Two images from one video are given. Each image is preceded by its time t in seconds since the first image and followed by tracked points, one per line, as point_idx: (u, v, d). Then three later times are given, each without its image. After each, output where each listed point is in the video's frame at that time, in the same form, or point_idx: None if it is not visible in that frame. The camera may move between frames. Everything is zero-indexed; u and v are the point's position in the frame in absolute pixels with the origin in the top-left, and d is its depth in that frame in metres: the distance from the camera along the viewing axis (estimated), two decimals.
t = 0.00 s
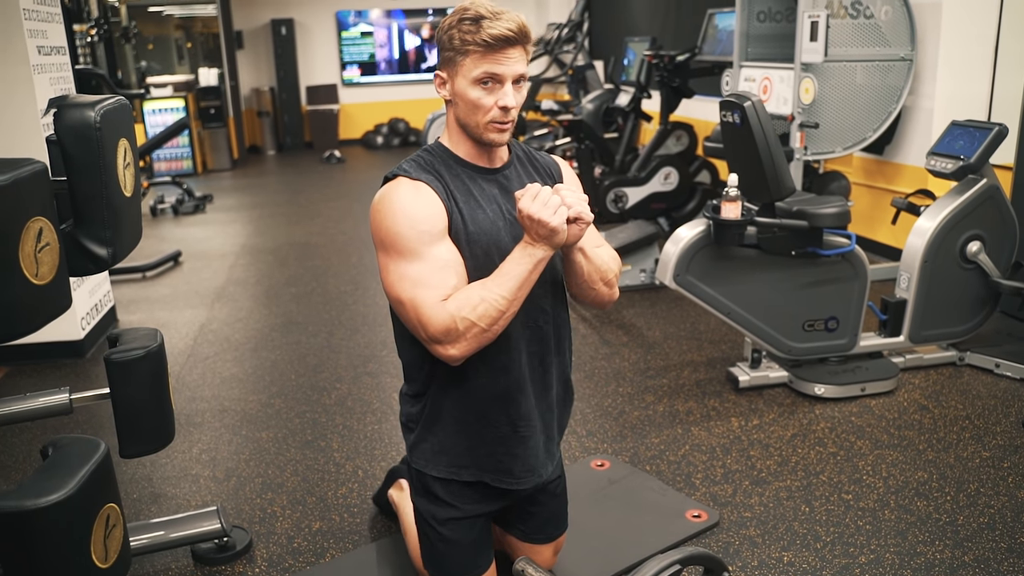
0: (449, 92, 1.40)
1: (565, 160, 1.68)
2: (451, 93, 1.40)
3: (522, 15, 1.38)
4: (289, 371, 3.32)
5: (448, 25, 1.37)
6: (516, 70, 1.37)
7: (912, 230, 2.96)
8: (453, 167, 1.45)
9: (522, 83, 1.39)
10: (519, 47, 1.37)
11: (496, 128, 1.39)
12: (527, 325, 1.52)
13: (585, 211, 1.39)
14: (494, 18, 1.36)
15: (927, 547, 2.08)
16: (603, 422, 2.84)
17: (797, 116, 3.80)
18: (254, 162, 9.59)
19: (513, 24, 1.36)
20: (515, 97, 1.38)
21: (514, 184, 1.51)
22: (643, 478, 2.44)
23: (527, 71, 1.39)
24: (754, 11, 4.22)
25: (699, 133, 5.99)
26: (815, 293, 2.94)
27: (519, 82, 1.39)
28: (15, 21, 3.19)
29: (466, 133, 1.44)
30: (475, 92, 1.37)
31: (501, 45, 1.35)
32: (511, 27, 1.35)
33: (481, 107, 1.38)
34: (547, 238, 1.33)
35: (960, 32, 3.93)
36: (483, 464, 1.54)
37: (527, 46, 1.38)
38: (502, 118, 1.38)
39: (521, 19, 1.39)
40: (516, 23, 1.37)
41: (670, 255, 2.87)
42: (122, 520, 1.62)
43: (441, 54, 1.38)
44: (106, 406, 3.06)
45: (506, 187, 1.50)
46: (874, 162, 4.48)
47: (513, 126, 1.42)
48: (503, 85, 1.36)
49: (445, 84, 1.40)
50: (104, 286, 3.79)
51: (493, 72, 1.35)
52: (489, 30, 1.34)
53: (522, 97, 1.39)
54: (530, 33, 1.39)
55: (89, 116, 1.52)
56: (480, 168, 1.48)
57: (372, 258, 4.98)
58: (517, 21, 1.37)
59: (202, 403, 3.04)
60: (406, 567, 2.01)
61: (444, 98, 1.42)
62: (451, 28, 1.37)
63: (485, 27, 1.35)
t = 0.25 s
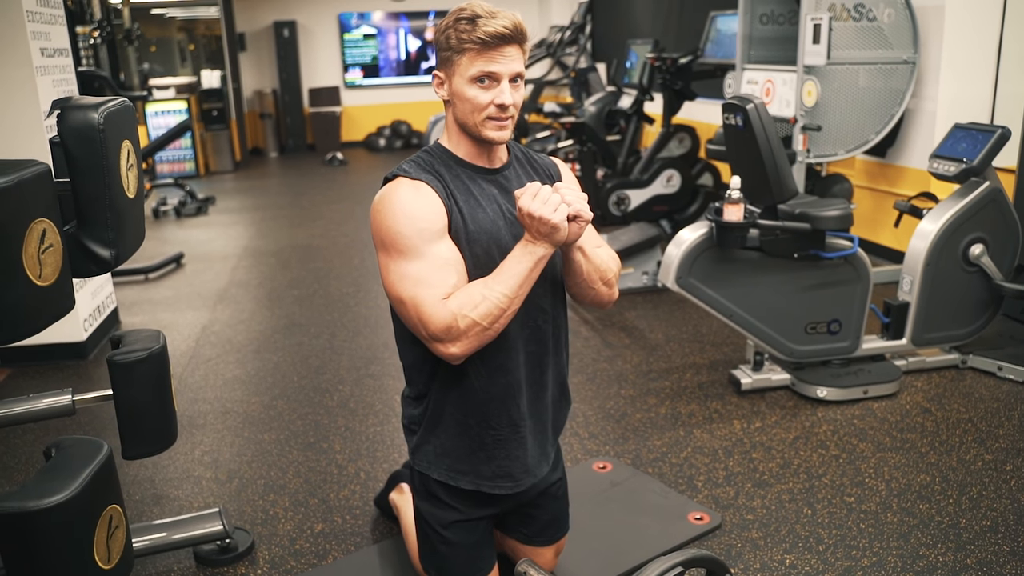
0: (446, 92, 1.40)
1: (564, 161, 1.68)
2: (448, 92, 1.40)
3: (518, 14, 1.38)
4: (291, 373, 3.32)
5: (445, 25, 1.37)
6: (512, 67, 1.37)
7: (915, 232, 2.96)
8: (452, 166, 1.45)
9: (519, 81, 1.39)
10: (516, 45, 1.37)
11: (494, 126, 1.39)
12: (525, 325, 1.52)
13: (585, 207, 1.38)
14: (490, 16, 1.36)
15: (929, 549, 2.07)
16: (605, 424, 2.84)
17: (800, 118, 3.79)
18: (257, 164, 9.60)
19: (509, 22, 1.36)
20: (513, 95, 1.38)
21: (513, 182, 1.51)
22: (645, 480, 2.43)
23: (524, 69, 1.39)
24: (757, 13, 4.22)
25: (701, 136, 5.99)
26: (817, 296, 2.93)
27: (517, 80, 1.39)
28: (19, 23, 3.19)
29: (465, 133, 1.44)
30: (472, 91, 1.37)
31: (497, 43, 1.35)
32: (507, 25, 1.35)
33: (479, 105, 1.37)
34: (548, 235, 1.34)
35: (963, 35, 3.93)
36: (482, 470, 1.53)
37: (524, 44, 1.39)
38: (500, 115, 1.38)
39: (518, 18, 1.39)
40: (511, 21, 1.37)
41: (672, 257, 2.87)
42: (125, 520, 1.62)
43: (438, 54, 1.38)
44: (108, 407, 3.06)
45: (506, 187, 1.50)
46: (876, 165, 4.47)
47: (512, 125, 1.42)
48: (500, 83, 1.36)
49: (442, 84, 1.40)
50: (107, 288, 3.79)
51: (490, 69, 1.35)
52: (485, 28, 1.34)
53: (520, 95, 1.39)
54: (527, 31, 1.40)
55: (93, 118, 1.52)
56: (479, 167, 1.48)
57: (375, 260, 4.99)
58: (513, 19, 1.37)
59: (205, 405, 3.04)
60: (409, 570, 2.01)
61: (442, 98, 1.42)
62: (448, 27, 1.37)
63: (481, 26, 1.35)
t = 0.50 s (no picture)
0: (446, 90, 1.40)
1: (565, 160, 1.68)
2: (448, 91, 1.39)
3: (516, 12, 1.38)
4: (293, 372, 3.32)
5: (444, 24, 1.37)
6: (511, 64, 1.36)
7: (919, 232, 2.95)
8: (452, 165, 1.45)
9: (518, 79, 1.39)
10: (515, 43, 1.37)
11: (494, 124, 1.39)
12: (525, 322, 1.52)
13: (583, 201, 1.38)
14: (488, 14, 1.36)
15: (932, 549, 2.07)
16: (608, 423, 2.84)
17: (803, 117, 3.79)
18: (260, 163, 9.61)
19: (507, 19, 1.36)
20: (512, 92, 1.38)
21: (513, 180, 1.51)
22: (648, 479, 2.43)
23: (523, 67, 1.39)
24: (760, 13, 4.22)
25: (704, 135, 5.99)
26: (820, 295, 2.93)
27: (516, 77, 1.38)
28: (22, 21, 3.20)
29: (465, 132, 1.43)
30: (472, 89, 1.36)
31: (496, 41, 1.35)
32: (505, 23, 1.35)
33: (478, 103, 1.37)
34: (548, 232, 1.34)
35: (967, 34, 3.92)
36: (482, 467, 1.52)
37: (523, 41, 1.38)
38: (500, 113, 1.38)
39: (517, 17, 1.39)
40: (510, 19, 1.37)
41: (675, 257, 2.87)
42: (128, 519, 1.62)
43: (438, 53, 1.38)
44: (111, 406, 3.07)
45: (507, 185, 1.50)
46: (880, 164, 4.47)
47: (512, 123, 1.41)
48: (499, 81, 1.36)
49: (442, 83, 1.40)
50: (110, 286, 3.80)
51: (489, 67, 1.35)
52: (484, 26, 1.34)
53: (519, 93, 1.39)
54: (525, 30, 1.40)
55: (96, 116, 1.52)
56: (480, 165, 1.47)
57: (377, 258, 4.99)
58: (512, 17, 1.37)
59: (208, 404, 3.04)
60: (412, 568, 2.01)
61: (442, 97, 1.42)
62: (447, 25, 1.37)
63: (479, 24, 1.35)
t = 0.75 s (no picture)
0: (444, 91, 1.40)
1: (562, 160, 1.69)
2: (446, 91, 1.39)
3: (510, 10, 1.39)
4: (295, 373, 3.32)
5: (440, 25, 1.37)
6: (507, 62, 1.36)
7: (920, 233, 2.95)
8: (450, 164, 1.45)
9: (515, 76, 1.39)
10: (510, 41, 1.37)
11: (493, 123, 1.39)
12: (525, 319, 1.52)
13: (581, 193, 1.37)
14: (483, 13, 1.37)
15: (934, 551, 2.07)
16: (609, 424, 2.83)
17: (805, 118, 3.79)
18: (261, 164, 9.62)
19: (502, 18, 1.37)
20: (510, 89, 1.38)
21: (511, 178, 1.51)
22: (649, 481, 2.43)
23: (520, 65, 1.39)
24: (761, 14, 4.23)
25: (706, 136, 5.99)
26: (821, 296, 2.93)
27: (513, 75, 1.38)
28: (24, 23, 3.20)
29: (463, 131, 1.43)
30: (469, 88, 1.36)
31: (491, 39, 1.35)
32: (500, 22, 1.36)
33: (476, 102, 1.37)
34: (549, 226, 1.33)
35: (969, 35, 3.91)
36: (486, 465, 1.52)
37: (518, 39, 1.39)
38: (498, 112, 1.38)
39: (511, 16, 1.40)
40: (505, 18, 1.37)
41: (676, 258, 2.86)
42: (129, 521, 1.62)
43: (434, 54, 1.38)
44: (112, 407, 3.07)
45: (505, 184, 1.50)
46: (882, 165, 4.46)
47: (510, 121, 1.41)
48: (496, 79, 1.36)
49: (440, 84, 1.40)
50: (111, 287, 3.80)
51: (486, 65, 1.35)
52: (480, 25, 1.34)
53: (517, 90, 1.39)
54: (520, 29, 1.40)
55: (97, 118, 1.53)
56: (479, 164, 1.47)
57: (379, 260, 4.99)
58: (506, 16, 1.38)
59: (209, 405, 3.04)
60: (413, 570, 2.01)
61: (439, 98, 1.42)
62: (443, 26, 1.37)
63: (475, 23, 1.35)
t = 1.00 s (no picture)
0: (436, 100, 1.40)
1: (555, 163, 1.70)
2: (438, 100, 1.40)
3: (503, 22, 1.39)
4: (294, 380, 3.32)
5: (433, 35, 1.37)
6: (499, 74, 1.37)
7: (918, 239, 2.95)
8: (441, 168, 1.46)
9: (506, 88, 1.39)
10: (502, 53, 1.38)
11: (483, 133, 1.40)
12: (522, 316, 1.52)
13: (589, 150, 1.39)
14: (476, 25, 1.37)
15: (933, 557, 2.07)
16: (608, 431, 2.83)
17: (803, 125, 3.80)
18: (261, 170, 9.63)
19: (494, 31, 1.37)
20: (500, 101, 1.39)
21: (501, 179, 1.52)
22: (648, 488, 2.43)
23: (511, 76, 1.40)
24: (760, 21, 4.22)
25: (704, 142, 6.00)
26: (820, 302, 2.93)
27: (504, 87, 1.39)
28: (23, 30, 3.20)
29: (453, 139, 1.44)
30: (460, 99, 1.37)
31: (484, 52, 1.35)
32: (493, 34, 1.36)
33: (467, 112, 1.38)
34: (543, 177, 1.31)
35: (965, 41, 3.95)
36: (483, 464, 1.51)
37: (510, 51, 1.39)
38: (489, 122, 1.39)
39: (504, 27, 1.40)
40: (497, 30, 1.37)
41: (675, 264, 2.86)
42: (126, 529, 1.62)
43: (427, 63, 1.38)
44: (111, 414, 3.07)
45: (496, 184, 1.50)
46: (880, 171, 4.47)
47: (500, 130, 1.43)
48: (487, 91, 1.37)
49: (432, 92, 1.40)
50: (110, 294, 3.80)
51: (477, 78, 1.35)
52: (472, 37, 1.34)
53: (507, 102, 1.39)
54: (512, 40, 1.40)
55: (95, 126, 1.53)
56: (471, 167, 1.48)
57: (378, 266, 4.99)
58: (499, 27, 1.38)
59: (208, 411, 3.04)
60: None
61: (431, 106, 1.42)
62: (436, 36, 1.37)
63: (467, 35, 1.35)
